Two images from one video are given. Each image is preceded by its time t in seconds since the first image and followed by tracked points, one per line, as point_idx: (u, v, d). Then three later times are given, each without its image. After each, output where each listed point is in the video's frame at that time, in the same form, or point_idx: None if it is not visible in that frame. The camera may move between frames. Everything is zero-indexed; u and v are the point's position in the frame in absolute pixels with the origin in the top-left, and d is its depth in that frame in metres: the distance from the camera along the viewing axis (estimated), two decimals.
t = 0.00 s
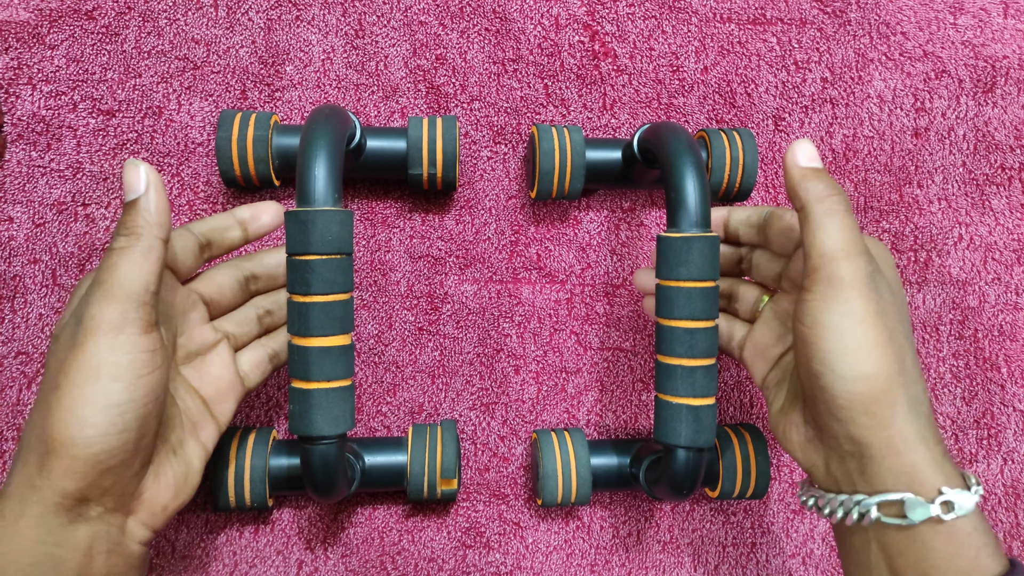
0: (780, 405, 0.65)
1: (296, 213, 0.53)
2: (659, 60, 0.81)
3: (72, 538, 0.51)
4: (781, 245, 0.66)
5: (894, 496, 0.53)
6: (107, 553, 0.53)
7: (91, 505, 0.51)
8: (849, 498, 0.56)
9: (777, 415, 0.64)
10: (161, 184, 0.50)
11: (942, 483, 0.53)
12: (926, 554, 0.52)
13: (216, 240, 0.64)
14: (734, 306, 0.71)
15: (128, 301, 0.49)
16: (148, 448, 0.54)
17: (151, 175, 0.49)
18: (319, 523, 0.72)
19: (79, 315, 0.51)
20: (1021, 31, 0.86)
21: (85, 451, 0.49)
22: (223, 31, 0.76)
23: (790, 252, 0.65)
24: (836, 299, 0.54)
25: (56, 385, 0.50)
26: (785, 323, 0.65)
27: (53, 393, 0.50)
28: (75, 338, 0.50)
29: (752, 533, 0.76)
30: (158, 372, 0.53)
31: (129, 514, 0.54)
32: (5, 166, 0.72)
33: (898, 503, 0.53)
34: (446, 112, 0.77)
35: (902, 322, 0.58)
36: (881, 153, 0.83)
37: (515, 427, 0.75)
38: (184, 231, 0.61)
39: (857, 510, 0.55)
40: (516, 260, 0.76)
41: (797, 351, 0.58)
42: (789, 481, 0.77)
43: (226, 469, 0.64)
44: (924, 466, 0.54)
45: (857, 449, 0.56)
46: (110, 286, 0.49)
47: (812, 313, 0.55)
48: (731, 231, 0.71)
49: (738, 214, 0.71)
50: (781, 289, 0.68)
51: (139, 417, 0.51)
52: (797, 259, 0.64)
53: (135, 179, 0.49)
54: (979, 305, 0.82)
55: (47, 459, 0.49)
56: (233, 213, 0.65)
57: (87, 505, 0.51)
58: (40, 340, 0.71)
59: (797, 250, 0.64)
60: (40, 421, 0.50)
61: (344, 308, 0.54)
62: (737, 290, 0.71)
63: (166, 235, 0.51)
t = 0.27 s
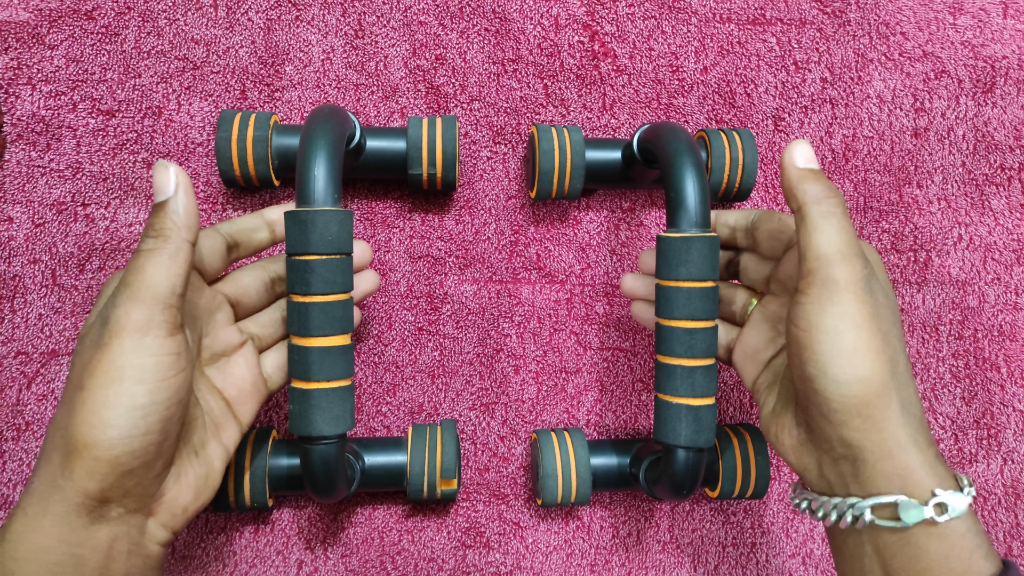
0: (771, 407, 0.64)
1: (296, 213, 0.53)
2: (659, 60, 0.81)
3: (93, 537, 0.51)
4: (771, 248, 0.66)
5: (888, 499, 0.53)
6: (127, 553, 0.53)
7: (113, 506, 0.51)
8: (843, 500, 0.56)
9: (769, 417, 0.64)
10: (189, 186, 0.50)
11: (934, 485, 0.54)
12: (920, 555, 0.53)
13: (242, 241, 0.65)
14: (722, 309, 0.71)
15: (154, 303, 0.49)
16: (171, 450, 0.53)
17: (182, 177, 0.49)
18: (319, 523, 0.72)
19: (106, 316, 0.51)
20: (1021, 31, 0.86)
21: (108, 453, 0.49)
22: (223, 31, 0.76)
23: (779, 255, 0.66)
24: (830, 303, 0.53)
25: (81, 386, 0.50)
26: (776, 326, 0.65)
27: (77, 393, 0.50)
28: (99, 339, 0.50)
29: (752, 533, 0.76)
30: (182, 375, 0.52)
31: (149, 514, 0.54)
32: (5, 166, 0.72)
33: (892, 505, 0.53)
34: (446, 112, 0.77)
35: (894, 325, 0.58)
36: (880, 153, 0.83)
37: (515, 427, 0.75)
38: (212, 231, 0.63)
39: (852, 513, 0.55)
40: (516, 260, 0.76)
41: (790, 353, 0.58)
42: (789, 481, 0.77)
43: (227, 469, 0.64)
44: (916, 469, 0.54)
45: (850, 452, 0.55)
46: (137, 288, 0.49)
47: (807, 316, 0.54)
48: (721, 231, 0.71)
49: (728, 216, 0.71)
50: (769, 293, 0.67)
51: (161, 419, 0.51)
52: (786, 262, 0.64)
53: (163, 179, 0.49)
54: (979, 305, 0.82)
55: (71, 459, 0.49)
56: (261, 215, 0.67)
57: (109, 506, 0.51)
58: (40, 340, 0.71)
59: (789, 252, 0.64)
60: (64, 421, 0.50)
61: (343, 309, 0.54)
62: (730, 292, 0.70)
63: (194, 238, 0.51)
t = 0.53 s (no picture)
0: (771, 408, 0.64)
1: (296, 213, 0.53)
2: (659, 60, 0.81)
3: (92, 540, 0.51)
4: (768, 248, 0.66)
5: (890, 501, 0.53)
6: (127, 555, 0.53)
7: (112, 510, 0.51)
8: (844, 503, 0.55)
9: (769, 418, 0.64)
10: (193, 186, 0.50)
11: (936, 487, 0.53)
12: (921, 559, 0.52)
13: (243, 239, 0.66)
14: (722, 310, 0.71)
15: (154, 305, 0.49)
16: (171, 452, 0.53)
17: (187, 177, 0.49)
18: (319, 523, 0.71)
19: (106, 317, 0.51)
20: (1021, 31, 0.86)
21: (108, 455, 0.49)
22: (223, 31, 0.76)
23: (777, 256, 0.66)
24: (827, 307, 0.54)
25: (80, 388, 0.50)
26: (776, 327, 0.65)
27: (76, 396, 0.50)
28: (99, 342, 0.50)
29: (752, 533, 0.76)
30: (182, 377, 0.52)
31: (150, 517, 0.54)
32: (5, 166, 0.72)
33: (894, 507, 0.53)
34: (446, 112, 0.77)
35: (895, 327, 0.58)
36: (880, 153, 0.83)
37: (515, 427, 0.75)
38: (213, 229, 0.63)
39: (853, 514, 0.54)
40: (516, 260, 0.76)
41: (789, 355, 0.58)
42: (789, 481, 0.77)
43: (226, 469, 0.64)
44: (917, 470, 0.54)
45: (851, 454, 0.55)
46: (138, 289, 0.49)
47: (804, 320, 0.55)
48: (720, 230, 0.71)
49: (727, 215, 0.71)
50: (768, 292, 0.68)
51: (161, 422, 0.51)
52: (784, 262, 0.64)
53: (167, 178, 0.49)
54: (979, 305, 0.82)
55: (70, 462, 0.49)
56: (264, 213, 0.67)
57: (108, 509, 0.51)
58: (40, 340, 0.71)
59: (788, 253, 0.64)
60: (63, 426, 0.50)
61: (343, 309, 0.54)
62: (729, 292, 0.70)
63: (195, 240, 0.51)
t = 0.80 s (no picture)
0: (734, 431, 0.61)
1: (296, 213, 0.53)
2: (659, 60, 0.81)
3: (145, 542, 0.51)
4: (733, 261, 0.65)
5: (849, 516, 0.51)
6: (175, 557, 0.54)
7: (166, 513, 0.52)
8: (806, 517, 0.54)
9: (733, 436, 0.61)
10: (303, 221, 0.52)
11: (894, 500, 0.52)
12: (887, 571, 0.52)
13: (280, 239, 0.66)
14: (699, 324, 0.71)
15: (237, 322, 0.50)
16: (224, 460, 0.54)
17: (302, 217, 0.52)
18: (319, 523, 0.71)
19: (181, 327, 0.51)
20: (1021, 31, 0.86)
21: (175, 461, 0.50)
22: (223, 31, 0.76)
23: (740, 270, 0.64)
24: (763, 321, 0.51)
25: (145, 394, 0.50)
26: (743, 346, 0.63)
27: (141, 401, 0.50)
28: (172, 352, 0.50)
29: (752, 533, 0.77)
30: (248, 389, 0.53)
31: (200, 518, 0.56)
32: (5, 166, 0.72)
33: (854, 522, 0.51)
34: (447, 112, 0.77)
35: (837, 332, 0.56)
36: (881, 153, 0.83)
37: (515, 427, 0.75)
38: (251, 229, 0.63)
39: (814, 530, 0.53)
40: (516, 260, 0.76)
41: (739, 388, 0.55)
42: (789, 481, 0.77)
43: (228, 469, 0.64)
44: (875, 484, 0.52)
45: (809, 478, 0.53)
46: (222, 306, 0.49)
47: (749, 336, 0.51)
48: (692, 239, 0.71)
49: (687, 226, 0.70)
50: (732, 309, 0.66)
51: (227, 431, 0.52)
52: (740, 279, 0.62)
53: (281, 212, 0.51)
54: (979, 305, 0.82)
55: (132, 466, 0.49)
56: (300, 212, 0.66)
57: (164, 512, 0.51)
58: (40, 340, 0.71)
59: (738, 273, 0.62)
60: (126, 431, 0.50)
61: (343, 308, 0.54)
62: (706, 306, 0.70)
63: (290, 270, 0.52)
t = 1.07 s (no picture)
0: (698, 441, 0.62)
1: (297, 213, 0.53)
2: (659, 61, 0.81)
3: (249, 549, 0.51)
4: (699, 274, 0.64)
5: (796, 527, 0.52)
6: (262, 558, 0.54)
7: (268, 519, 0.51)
8: (760, 528, 0.54)
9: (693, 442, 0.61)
10: (336, 224, 0.51)
11: (840, 511, 0.52)
12: None
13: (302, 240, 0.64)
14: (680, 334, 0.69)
15: (311, 331, 0.49)
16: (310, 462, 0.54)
17: (333, 224, 0.50)
18: (319, 523, 0.71)
19: (256, 340, 0.49)
20: (1021, 31, 0.86)
21: (283, 469, 0.50)
22: (223, 31, 0.76)
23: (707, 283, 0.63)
24: (705, 346, 0.51)
25: (244, 408, 0.48)
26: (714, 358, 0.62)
27: (241, 416, 0.49)
28: (256, 365, 0.48)
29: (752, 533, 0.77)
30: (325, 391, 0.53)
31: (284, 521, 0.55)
32: (5, 166, 0.72)
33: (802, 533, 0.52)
34: (447, 112, 0.77)
35: (786, 335, 0.55)
36: (880, 153, 0.83)
37: (515, 427, 0.75)
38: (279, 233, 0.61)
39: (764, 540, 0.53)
40: (516, 260, 0.76)
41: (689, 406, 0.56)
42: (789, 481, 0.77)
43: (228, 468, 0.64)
44: (822, 497, 0.52)
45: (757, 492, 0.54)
46: (299, 317, 0.49)
47: (691, 359, 0.52)
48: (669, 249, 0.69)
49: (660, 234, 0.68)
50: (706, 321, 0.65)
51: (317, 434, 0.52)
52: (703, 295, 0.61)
53: (314, 220, 0.50)
54: (979, 305, 0.82)
55: (242, 479, 0.49)
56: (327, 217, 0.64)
57: (267, 518, 0.51)
58: (40, 340, 0.71)
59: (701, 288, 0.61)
60: (225, 445, 0.49)
61: (345, 309, 0.54)
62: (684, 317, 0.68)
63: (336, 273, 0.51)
